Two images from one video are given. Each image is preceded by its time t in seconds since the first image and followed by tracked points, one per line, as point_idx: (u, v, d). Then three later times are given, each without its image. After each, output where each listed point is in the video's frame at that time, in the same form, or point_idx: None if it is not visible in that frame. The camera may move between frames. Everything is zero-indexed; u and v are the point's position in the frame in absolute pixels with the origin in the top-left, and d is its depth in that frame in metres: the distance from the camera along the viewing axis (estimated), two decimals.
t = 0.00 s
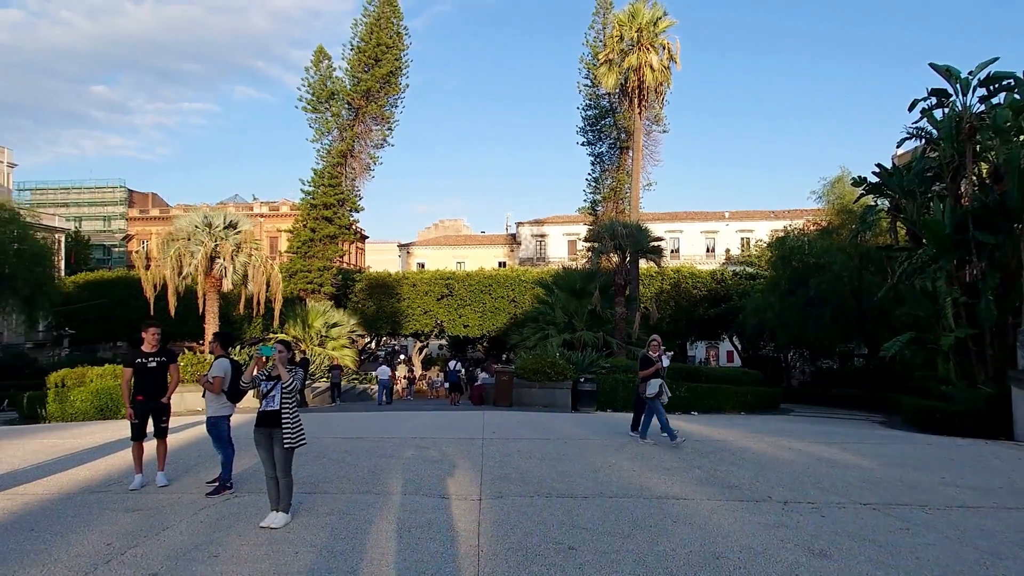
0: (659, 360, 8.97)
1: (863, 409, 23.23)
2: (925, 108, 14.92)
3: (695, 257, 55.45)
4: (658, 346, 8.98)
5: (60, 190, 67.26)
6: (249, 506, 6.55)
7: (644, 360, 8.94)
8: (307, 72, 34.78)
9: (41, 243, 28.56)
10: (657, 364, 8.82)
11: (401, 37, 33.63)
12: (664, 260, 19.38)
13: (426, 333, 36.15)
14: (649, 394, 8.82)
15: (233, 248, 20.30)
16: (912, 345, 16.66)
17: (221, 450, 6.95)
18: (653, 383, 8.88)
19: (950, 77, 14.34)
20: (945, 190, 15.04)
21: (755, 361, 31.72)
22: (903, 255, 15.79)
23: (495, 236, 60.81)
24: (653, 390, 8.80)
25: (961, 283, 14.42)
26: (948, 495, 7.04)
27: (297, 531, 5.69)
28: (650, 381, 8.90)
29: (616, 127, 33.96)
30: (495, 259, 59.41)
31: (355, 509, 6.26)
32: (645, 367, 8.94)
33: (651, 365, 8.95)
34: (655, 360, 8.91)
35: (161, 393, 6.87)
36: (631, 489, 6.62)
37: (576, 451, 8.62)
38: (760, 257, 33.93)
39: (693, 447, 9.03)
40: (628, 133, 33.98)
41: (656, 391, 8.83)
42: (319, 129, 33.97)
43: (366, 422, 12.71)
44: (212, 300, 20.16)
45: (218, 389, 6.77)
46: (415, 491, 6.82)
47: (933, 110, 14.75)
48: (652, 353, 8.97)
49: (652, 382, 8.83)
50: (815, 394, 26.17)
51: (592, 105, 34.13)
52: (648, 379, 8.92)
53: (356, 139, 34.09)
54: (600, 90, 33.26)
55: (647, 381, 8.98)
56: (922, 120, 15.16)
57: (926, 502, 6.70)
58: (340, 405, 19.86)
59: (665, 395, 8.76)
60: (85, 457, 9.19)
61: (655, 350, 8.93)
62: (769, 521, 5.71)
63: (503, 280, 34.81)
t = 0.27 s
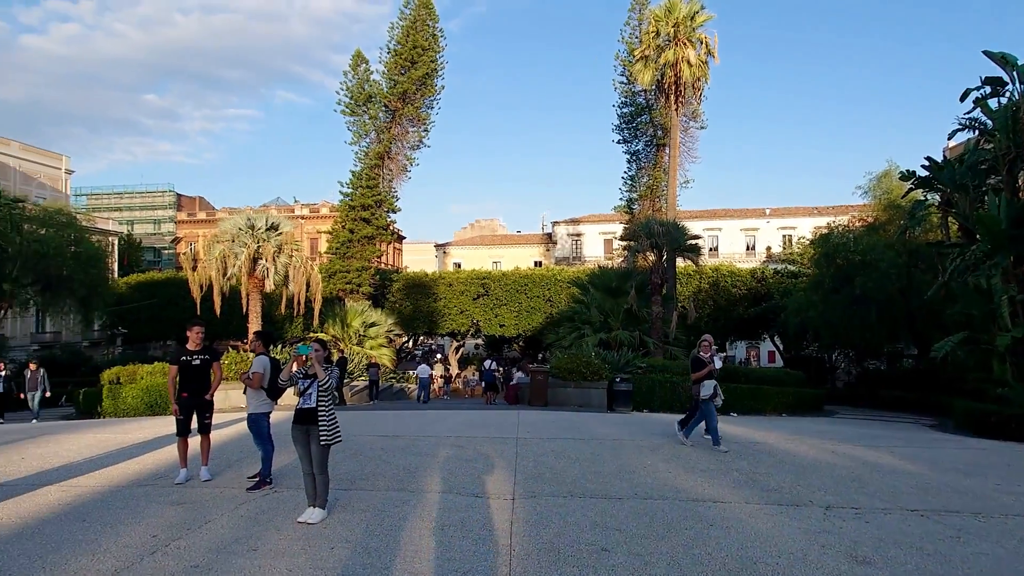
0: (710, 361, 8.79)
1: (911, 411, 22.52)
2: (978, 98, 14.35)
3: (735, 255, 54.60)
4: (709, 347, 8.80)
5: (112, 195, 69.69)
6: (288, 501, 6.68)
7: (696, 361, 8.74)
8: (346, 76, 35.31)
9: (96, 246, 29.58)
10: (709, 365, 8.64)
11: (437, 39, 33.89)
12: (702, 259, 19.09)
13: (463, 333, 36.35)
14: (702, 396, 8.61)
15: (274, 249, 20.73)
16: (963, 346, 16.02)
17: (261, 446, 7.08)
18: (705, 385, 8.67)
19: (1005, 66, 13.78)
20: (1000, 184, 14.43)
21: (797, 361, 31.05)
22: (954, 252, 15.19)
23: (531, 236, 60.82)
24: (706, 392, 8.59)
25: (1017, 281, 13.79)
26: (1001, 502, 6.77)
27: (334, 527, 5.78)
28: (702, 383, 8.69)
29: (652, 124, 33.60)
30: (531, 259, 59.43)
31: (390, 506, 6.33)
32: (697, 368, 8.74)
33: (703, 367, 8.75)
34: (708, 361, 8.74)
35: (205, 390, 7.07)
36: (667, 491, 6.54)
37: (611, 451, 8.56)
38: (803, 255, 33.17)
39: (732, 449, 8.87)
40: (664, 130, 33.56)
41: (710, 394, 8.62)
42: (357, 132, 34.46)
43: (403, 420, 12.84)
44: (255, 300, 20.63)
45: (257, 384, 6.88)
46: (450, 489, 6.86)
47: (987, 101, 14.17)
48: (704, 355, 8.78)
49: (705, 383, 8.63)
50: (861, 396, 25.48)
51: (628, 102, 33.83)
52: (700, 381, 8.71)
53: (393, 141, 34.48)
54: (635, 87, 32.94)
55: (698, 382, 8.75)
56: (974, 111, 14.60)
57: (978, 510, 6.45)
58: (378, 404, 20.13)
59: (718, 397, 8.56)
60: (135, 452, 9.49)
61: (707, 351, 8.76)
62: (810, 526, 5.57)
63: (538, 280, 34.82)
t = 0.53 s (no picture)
0: (766, 361, 8.53)
1: (965, 413, 21.68)
2: None
3: (777, 253, 53.50)
4: (764, 346, 8.57)
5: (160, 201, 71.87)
6: (326, 499, 6.74)
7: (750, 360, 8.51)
8: (382, 81, 35.75)
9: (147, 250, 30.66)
10: (764, 365, 8.41)
11: (472, 41, 34.01)
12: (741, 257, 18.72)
13: (499, 333, 36.37)
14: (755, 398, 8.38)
15: (314, 252, 21.07)
16: (1020, 345, 15.32)
17: (301, 444, 7.17)
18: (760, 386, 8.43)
19: None
20: None
21: (843, 361, 30.22)
22: (1012, 248, 14.49)
23: (567, 235, 60.59)
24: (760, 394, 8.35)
25: None
26: None
27: (371, 525, 5.81)
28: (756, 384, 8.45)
29: (689, 121, 33.10)
30: (568, 259, 59.20)
31: (426, 506, 6.32)
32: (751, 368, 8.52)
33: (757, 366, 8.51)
34: (762, 360, 8.48)
35: (247, 390, 7.19)
36: (708, 494, 6.39)
37: (649, 453, 8.42)
38: (848, 252, 32.22)
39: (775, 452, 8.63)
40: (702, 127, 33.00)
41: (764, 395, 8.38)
42: (394, 135, 34.82)
43: (440, 420, 12.89)
44: (296, 302, 20.99)
45: (297, 384, 6.98)
46: (486, 489, 6.83)
47: None
48: (758, 354, 8.54)
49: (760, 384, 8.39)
50: (911, 397, 24.67)
51: (665, 99, 33.39)
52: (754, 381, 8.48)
53: (428, 143, 34.74)
54: (672, 83, 32.50)
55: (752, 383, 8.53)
56: None
57: None
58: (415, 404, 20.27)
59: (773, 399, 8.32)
60: (181, 449, 9.73)
61: (762, 350, 8.52)
62: (857, 533, 5.37)
63: (575, 280, 34.65)
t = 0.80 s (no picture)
0: (829, 364, 8.20)
1: None
2: None
3: (826, 251, 52.16)
4: (828, 349, 8.24)
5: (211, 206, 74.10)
6: (370, 497, 6.80)
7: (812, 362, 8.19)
8: (422, 84, 36.08)
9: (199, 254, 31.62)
10: (827, 369, 8.08)
11: (510, 43, 34.05)
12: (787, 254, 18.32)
13: (539, 334, 36.30)
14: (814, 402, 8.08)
15: (357, 254, 21.39)
16: None
17: (345, 443, 7.26)
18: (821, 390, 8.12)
19: None
20: None
21: (896, 362, 29.26)
22: None
23: (608, 235, 60.15)
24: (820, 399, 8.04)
25: None
26: None
27: (414, 523, 5.83)
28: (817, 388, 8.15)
29: (732, 117, 32.48)
30: (608, 259, 58.79)
31: (467, 505, 6.32)
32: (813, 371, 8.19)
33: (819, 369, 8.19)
34: (825, 364, 8.15)
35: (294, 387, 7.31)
36: (756, 498, 6.23)
37: (693, 455, 8.26)
38: (902, 249, 31.08)
39: (826, 456, 8.36)
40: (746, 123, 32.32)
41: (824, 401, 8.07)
42: (434, 138, 35.13)
43: (482, 421, 12.91)
44: (339, 303, 21.33)
45: (341, 383, 7.05)
46: (527, 490, 6.78)
47: None
48: (821, 357, 8.20)
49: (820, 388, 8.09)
50: (969, 400, 23.75)
51: (707, 95, 32.83)
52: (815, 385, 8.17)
53: (468, 145, 34.96)
54: (714, 79, 31.93)
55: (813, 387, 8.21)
56: None
57: None
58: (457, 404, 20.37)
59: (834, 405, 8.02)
60: (231, 447, 9.97)
61: (826, 353, 8.19)
62: (916, 541, 5.15)
63: (615, 279, 34.34)
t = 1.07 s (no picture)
0: (913, 365, 7.77)
1: None
2: None
3: (883, 248, 50.36)
4: (910, 349, 7.83)
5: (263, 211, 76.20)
6: (418, 496, 6.83)
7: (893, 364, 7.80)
8: (466, 86, 36.30)
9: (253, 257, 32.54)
10: (911, 371, 7.67)
11: (553, 42, 33.93)
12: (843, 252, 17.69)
13: (585, 334, 36.06)
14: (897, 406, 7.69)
15: (403, 256, 21.62)
16: None
17: (393, 442, 7.31)
18: (903, 393, 7.73)
19: None
20: None
21: (961, 364, 27.96)
22: None
23: (654, 234, 59.39)
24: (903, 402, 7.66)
25: None
26: None
27: (461, 523, 5.82)
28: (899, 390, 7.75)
29: (782, 110, 31.61)
30: (653, 259, 58.03)
31: (515, 506, 6.28)
32: (894, 372, 7.78)
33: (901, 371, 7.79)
34: (909, 365, 7.72)
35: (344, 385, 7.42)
36: (815, 504, 6.01)
37: (746, 458, 8.04)
38: (967, 246, 29.72)
39: (888, 461, 8.02)
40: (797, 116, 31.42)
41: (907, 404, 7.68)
42: (478, 139, 35.29)
43: (528, 421, 12.88)
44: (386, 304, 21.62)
45: (390, 382, 7.11)
46: (574, 491, 6.71)
47: None
48: (904, 358, 7.77)
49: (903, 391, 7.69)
50: None
51: (756, 89, 32.04)
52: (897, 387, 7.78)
53: (512, 146, 35.01)
54: (764, 72, 31.14)
55: (894, 388, 7.83)
56: None
57: None
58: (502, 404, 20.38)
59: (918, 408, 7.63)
60: (283, 444, 10.19)
61: (908, 354, 7.78)
62: (990, 554, 4.87)
63: (661, 279, 33.83)
